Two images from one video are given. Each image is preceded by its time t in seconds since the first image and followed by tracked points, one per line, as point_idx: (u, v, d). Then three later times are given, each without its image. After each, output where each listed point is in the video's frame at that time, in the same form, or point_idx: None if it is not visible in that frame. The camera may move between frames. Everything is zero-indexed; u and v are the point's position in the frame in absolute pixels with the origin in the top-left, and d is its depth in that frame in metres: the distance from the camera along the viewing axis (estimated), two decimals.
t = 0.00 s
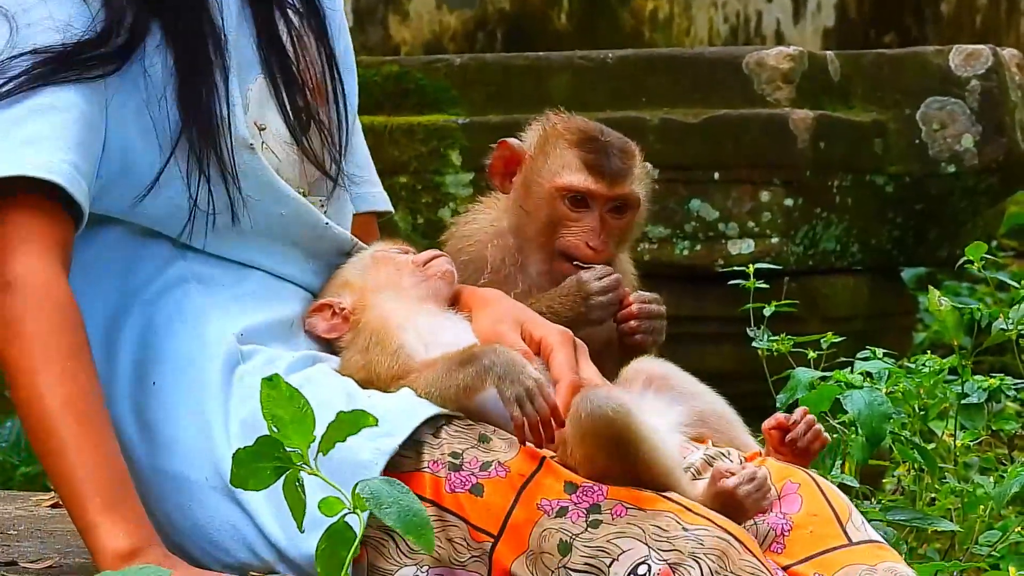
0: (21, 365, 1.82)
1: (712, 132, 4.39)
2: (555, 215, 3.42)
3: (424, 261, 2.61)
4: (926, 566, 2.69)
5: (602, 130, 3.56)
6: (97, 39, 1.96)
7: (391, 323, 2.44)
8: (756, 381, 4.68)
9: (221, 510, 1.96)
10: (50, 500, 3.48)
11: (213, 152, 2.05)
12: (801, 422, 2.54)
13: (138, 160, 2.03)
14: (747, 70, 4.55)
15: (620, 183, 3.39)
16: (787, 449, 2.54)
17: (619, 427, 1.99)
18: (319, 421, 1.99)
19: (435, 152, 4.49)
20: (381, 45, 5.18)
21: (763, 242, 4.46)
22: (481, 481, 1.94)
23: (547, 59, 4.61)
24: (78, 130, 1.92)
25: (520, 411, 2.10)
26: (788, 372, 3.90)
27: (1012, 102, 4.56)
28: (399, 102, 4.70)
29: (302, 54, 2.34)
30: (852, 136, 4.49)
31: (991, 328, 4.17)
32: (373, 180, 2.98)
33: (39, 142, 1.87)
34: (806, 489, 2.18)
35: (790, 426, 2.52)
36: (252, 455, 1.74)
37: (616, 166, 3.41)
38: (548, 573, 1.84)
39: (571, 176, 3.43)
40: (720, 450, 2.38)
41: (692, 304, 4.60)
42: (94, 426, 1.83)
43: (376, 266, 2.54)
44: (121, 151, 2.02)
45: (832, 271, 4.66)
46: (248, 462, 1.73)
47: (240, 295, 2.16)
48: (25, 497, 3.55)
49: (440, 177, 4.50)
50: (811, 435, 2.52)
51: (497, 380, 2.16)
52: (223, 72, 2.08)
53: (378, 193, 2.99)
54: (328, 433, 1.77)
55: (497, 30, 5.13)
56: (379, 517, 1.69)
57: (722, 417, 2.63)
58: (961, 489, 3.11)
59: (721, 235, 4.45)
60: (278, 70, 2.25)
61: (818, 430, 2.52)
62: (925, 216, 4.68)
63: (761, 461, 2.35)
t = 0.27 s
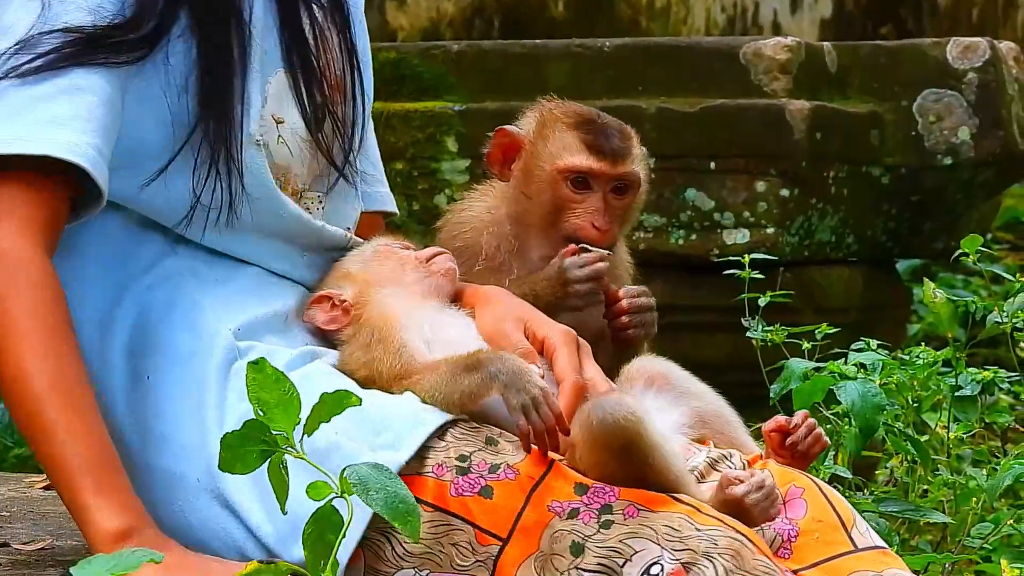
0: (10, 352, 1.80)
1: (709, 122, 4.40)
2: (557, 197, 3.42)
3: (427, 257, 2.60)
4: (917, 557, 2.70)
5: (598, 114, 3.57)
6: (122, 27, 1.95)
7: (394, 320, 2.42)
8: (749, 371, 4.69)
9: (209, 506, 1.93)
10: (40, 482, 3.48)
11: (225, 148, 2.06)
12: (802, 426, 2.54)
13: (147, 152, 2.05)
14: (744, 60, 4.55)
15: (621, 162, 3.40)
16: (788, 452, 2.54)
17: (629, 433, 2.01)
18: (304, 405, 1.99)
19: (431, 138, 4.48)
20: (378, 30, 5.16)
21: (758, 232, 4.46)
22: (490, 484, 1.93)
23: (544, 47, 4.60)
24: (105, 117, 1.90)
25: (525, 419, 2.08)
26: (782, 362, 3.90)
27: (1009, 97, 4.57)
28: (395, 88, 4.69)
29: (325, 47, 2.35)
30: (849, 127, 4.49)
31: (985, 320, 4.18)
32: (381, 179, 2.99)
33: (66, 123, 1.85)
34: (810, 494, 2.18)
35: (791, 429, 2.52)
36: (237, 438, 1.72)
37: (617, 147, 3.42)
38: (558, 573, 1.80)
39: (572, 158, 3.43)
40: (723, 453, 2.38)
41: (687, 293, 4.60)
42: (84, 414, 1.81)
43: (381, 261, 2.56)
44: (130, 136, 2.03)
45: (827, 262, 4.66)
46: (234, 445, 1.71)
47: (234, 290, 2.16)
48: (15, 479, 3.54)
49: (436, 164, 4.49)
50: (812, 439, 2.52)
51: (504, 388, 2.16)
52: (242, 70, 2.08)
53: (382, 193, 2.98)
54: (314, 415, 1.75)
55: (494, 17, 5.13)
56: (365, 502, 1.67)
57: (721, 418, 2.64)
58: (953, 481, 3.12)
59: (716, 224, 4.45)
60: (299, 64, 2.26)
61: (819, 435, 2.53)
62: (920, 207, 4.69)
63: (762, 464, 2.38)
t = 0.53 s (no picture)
0: (49, 325, 1.88)
1: (713, 118, 4.40)
2: (550, 192, 3.42)
3: (428, 252, 2.58)
4: (917, 555, 2.71)
5: (592, 109, 3.58)
6: (128, 22, 1.99)
7: (399, 315, 2.39)
8: (751, 367, 4.70)
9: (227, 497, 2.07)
10: (45, 472, 3.50)
11: (222, 146, 2.12)
12: (801, 429, 2.56)
13: (147, 151, 2.11)
14: (750, 56, 4.56)
15: (613, 157, 3.39)
16: (787, 455, 2.55)
17: (644, 437, 2.01)
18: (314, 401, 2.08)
19: (437, 132, 4.49)
20: (385, 23, 5.17)
21: (762, 228, 4.47)
22: (502, 481, 2.00)
23: (550, 41, 4.61)
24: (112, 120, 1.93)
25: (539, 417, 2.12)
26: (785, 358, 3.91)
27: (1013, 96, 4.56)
28: (401, 81, 4.69)
29: (328, 47, 2.39)
30: (853, 124, 4.49)
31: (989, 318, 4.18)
32: (386, 175, 2.98)
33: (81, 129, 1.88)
34: (812, 498, 2.28)
35: (791, 432, 2.54)
36: (247, 433, 1.73)
37: (609, 141, 3.42)
38: (568, 572, 1.89)
39: (562, 153, 3.43)
40: (724, 454, 2.41)
41: (690, 289, 4.60)
42: (132, 349, 1.94)
43: (380, 254, 2.53)
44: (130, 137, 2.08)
45: (830, 259, 4.67)
46: (247, 441, 1.72)
47: (228, 291, 2.21)
48: (20, 469, 3.56)
49: (441, 157, 4.50)
50: (811, 443, 2.54)
51: (519, 385, 2.17)
52: (243, 67, 2.14)
53: (388, 189, 2.98)
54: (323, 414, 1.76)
55: (500, 11, 5.14)
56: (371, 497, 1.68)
57: (720, 418, 2.65)
58: (955, 478, 3.13)
59: (720, 220, 4.46)
60: (303, 66, 2.30)
61: (818, 438, 2.55)
62: (925, 204, 4.72)
63: (762, 466, 2.44)
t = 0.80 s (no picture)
0: (167, 296, 1.95)
1: (710, 118, 4.40)
2: (537, 190, 3.42)
3: (429, 254, 2.60)
4: (914, 553, 2.71)
5: (583, 107, 3.56)
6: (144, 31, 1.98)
7: (397, 317, 2.41)
8: (749, 366, 4.69)
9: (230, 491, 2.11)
10: (42, 472, 3.50)
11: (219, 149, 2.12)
12: (801, 431, 2.55)
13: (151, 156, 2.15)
14: (747, 55, 4.56)
15: (597, 153, 3.40)
16: (786, 456, 2.55)
17: (646, 440, 2.05)
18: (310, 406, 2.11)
19: (434, 131, 4.48)
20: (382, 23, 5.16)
21: (759, 227, 4.47)
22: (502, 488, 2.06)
23: (547, 41, 4.61)
24: (135, 133, 1.97)
25: (543, 416, 2.11)
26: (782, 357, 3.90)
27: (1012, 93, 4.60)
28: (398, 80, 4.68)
29: (334, 52, 2.40)
30: (851, 123, 4.49)
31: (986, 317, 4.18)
32: (416, 174, 2.94)
33: (117, 149, 1.95)
34: (808, 500, 2.27)
35: (791, 433, 2.53)
36: (237, 431, 1.76)
37: (594, 137, 3.42)
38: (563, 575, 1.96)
39: (547, 151, 3.43)
40: (721, 456, 2.40)
41: (687, 288, 4.60)
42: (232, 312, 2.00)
43: (379, 255, 2.55)
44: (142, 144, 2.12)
45: (828, 258, 4.66)
46: (235, 437, 1.75)
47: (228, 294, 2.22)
48: (16, 469, 3.56)
49: (438, 157, 4.49)
50: (811, 444, 2.53)
51: (518, 389, 2.17)
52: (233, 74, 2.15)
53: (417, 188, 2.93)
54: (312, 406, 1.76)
55: (498, 11, 5.14)
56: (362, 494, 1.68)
57: (719, 420, 2.65)
58: (952, 477, 3.12)
59: (718, 219, 4.45)
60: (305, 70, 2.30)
61: (817, 440, 2.54)
62: (922, 204, 4.69)
63: (759, 469, 2.43)
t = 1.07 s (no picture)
0: (176, 295, 1.96)
1: (710, 117, 4.40)
2: (529, 190, 3.41)
3: (432, 255, 2.58)
4: (915, 552, 2.71)
5: (571, 104, 3.57)
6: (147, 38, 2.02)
7: (400, 315, 2.39)
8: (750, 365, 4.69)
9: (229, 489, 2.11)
10: (43, 472, 3.50)
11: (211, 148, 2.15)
12: (802, 431, 2.55)
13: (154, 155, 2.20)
14: (747, 54, 4.56)
15: (584, 147, 3.41)
16: (788, 457, 2.55)
17: (649, 438, 2.08)
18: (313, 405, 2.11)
19: (434, 131, 4.48)
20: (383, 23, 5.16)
21: (760, 226, 4.48)
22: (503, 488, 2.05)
23: (547, 40, 4.61)
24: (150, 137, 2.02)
25: (533, 414, 2.11)
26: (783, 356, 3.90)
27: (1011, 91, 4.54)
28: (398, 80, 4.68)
29: (337, 52, 2.39)
30: (850, 122, 4.49)
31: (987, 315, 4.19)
32: (423, 172, 2.97)
33: (124, 150, 1.98)
34: (811, 501, 2.28)
35: (792, 434, 2.54)
36: (247, 432, 1.76)
37: (581, 132, 3.43)
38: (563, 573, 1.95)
39: (536, 150, 3.43)
40: (724, 457, 2.40)
41: (688, 287, 4.60)
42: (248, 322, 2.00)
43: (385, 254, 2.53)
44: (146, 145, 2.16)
45: (828, 257, 4.66)
46: (244, 440, 1.76)
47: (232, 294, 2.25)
48: (18, 469, 3.56)
49: (439, 156, 4.49)
50: (813, 445, 2.53)
51: (511, 386, 2.17)
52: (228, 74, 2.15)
53: (422, 185, 2.96)
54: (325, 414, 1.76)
55: (499, 10, 5.14)
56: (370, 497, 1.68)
57: (721, 420, 2.65)
58: (953, 475, 3.13)
59: (718, 218, 4.46)
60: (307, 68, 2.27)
61: (820, 441, 2.54)
62: (922, 202, 4.71)
63: (761, 470, 2.43)
